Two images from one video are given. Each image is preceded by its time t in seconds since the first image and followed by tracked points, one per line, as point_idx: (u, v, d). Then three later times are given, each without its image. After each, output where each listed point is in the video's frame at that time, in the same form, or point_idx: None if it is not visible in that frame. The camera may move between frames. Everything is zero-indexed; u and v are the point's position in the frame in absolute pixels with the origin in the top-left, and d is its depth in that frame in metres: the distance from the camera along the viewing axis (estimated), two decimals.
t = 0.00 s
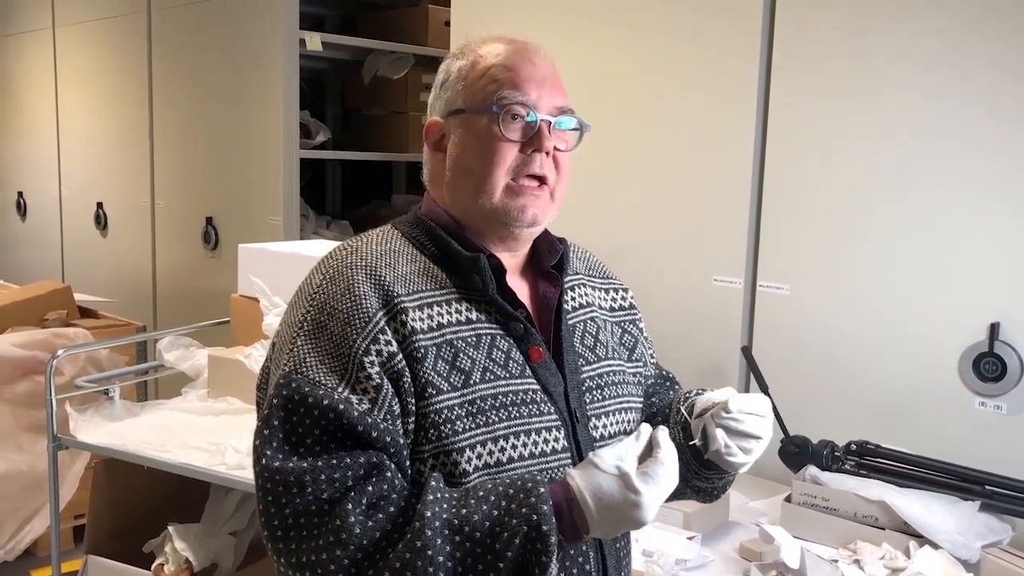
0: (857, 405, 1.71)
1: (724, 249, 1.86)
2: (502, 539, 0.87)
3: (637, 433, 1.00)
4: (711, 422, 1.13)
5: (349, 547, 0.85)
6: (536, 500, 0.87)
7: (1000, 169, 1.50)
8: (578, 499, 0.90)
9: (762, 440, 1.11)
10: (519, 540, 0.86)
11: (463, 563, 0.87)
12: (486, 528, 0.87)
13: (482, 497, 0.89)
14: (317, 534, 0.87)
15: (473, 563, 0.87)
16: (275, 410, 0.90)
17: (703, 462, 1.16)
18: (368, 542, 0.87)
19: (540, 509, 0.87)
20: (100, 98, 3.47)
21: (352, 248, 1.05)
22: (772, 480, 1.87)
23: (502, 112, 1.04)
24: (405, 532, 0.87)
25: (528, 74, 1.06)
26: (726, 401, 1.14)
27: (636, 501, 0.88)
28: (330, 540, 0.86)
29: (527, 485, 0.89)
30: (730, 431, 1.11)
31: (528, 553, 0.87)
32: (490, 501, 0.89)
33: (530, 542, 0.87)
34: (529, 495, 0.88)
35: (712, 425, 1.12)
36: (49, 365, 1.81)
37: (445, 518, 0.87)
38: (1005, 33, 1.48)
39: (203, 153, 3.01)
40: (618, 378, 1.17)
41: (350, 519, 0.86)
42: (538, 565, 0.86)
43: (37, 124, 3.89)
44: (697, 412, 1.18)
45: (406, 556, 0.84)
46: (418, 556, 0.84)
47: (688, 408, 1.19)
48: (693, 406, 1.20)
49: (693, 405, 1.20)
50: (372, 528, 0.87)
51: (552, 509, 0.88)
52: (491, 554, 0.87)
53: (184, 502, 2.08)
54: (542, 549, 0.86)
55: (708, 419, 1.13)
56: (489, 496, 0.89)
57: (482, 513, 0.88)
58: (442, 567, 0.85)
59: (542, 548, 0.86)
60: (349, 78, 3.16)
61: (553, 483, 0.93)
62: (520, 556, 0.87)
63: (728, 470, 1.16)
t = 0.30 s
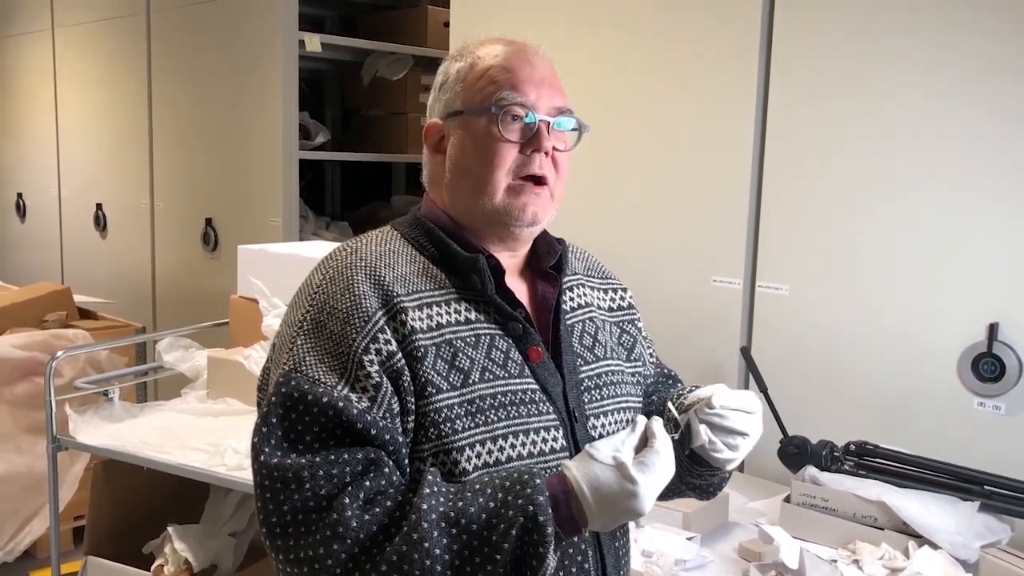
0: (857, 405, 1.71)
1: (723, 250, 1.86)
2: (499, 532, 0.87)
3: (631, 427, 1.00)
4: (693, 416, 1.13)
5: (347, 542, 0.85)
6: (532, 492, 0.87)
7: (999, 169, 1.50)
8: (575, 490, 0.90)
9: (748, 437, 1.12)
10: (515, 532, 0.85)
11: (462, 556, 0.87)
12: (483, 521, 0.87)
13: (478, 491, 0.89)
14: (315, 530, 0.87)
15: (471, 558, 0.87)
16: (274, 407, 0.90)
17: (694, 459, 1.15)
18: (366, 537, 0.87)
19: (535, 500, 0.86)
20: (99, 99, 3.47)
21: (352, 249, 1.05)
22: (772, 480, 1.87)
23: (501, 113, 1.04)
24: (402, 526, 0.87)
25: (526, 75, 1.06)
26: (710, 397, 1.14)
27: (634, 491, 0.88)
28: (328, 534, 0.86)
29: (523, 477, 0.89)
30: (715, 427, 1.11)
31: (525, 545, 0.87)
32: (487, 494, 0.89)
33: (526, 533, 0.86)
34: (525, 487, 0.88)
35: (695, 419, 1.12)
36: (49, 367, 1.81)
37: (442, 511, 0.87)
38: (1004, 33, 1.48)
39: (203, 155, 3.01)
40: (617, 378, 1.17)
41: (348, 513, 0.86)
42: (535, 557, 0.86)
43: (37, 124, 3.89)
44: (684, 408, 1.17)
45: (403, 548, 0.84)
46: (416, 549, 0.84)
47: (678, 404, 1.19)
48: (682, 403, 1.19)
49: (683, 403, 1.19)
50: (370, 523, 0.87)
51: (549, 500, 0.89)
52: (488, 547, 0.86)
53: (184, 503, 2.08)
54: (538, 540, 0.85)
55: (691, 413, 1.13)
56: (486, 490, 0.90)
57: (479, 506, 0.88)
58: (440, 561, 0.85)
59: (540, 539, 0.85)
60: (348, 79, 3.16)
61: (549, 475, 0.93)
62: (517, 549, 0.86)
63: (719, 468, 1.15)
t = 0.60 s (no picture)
0: (857, 405, 1.71)
1: (723, 250, 1.86)
2: (493, 533, 0.86)
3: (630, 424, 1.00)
4: (697, 415, 1.13)
5: (342, 541, 0.85)
6: (527, 493, 0.87)
7: (999, 169, 1.50)
8: (570, 491, 0.90)
9: (749, 436, 1.12)
10: (510, 533, 0.85)
11: (456, 558, 0.87)
12: (478, 522, 0.87)
13: (474, 492, 0.89)
14: (310, 530, 0.88)
15: (465, 559, 0.86)
16: (272, 408, 0.91)
17: (694, 457, 1.15)
18: (361, 536, 0.87)
19: (530, 502, 0.86)
20: (99, 99, 3.47)
21: (351, 251, 1.05)
22: (772, 480, 1.87)
23: (500, 120, 1.04)
24: (397, 526, 0.87)
25: (527, 81, 1.06)
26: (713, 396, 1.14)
27: (628, 491, 0.88)
28: (323, 534, 0.86)
29: (518, 477, 0.90)
30: (717, 426, 1.12)
31: (520, 546, 0.86)
32: (481, 495, 0.89)
33: (521, 535, 0.86)
34: (521, 488, 0.88)
35: (699, 418, 1.12)
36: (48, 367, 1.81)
37: (436, 512, 0.87)
38: (1003, 33, 1.48)
39: (202, 155, 3.01)
40: (616, 379, 1.17)
41: (343, 513, 0.86)
42: (530, 558, 0.85)
43: (37, 124, 3.88)
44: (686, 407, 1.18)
45: (397, 549, 0.85)
46: (410, 550, 0.84)
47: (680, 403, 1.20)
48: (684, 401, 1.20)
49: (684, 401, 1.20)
50: (365, 523, 0.87)
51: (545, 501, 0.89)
52: (483, 548, 0.86)
53: (184, 504, 2.08)
54: (533, 542, 0.85)
55: (695, 412, 1.13)
56: (482, 490, 0.89)
57: (474, 507, 0.88)
58: (434, 561, 0.85)
59: (535, 540, 0.85)
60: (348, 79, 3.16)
61: (546, 476, 0.93)
62: (511, 550, 0.86)
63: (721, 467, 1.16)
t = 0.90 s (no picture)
0: (858, 404, 1.71)
1: (723, 249, 1.86)
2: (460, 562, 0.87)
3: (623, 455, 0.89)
4: (724, 439, 1.10)
5: (314, 553, 0.87)
6: (501, 531, 0.86)
7: (1000, 168, 1.50)
8: (545, 533, 0.86)
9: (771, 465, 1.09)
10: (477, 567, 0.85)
11: None
12: (449, 549, 0.87)
13: (450, 518, 0.89)
14: (286, 536, 0.89)
15: None
16: (256, 410, 0.92)
17: (707, 475, 1.14)
18: (334, 549, 0.88)
19: (503, 542, 0.86)
20: (99, 99, 3.46)
21: (350, 251, 1.04)
22: (772, 479, 1.87)
23: (482, 121, 1.04)
24: (371, 544, 0.88)
25: (511, 79, 1.05)
26: (743, 420, 1.10)
27: (598, 546, 0.82)
28: (297, 544, 0.88)
29: (496, 510, 0.88)
30: (741, 448, 1.09)
31: None
32: (456, 523, 0.88)
33: (489, 569, 0.86)
34: (495, 524, 0.87)
35: (726, 442, 1.09)
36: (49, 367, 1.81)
37: (410, 536, 0.88)
38: (1004, 31, 1.48)
39: (202, 155, 3.01)
40: (618, 382, 1.16)
41: (318, 526, 0.87)
42: None
43: (37, 124, 3.88)
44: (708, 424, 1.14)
45: (368, 570, 0.86)
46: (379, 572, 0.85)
47: (700, 420, 1.17)
48: (703, 418, 1.17)
49: (703, 416, 1.18)
50: (339, 537, 0.88)
51: (518, 541, 0.87)
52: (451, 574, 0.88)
53: (185, 503, 2.08)
54: None
55: (722, 434, 1.10)
56: (457, 517, 0.89)
57: (446, 536, 0.88)
58: None
59: None
60: (348, 78, 3.16)
61: (525, 512, 0.88)
62: None
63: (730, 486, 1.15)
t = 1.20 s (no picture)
0: (858, 402, 1.71)
1: (723, 247, 1.86)
2: (452, 567, 0.87)
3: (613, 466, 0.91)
4: (717, 444, 1.11)
5: (307, 557, 0.88)
6: (492, 540, 0.86)
7: (1000, 165, 1.49)
8: (535, 542, 0.87)
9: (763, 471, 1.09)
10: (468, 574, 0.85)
11: None
12: (442, 556, 0.87)
13: (442, 524, 0.89)
14: (279, 538, 0.90)
15: None
16: (248, 410, 0.92)
17: (699, 480, 1.16)
18: (327, 553, 0.88)
19: (495, 550, 0.86)
20: (99, 97, 3.46)
21: (345, 249, 1.04)
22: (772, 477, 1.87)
23: (472, 118, 1.04)
24: (363, 548, 0.88)
25: (501, 75, 1.04)
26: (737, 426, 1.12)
27: (589, 557, 0.84)
28: (290, 547, 0.88)
29: (487, 518, 0.89)
30: (733, 456, 1.10)
31: None
32: (448, 530, 0.88)
33: None
34: (487, 532, 0.87)
35: (718, 447, 1.11)
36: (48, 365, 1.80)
37: (402, 541, 0.88)
38: (1005, 27, 1.47)
39: (202, 152, 3.01)
40: (616, 381, 1.16)
41: (310, 530, 0.88)
42: None
43: (36, 122, 3.88)
44: (703, 430, 1.16)
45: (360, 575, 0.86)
46: None
47: (696, 425, 1.18)
48: (699, 423, 1.19)
49: (699, 422, 1.19)
50: (331, 541, 0.89)
51: (509, 547, 0.87)
52: None
53: (184, 502, 2.08)
54: None
55: (715, 439, 1.12)
56: (449, 524, 0.89)
57: (439, 543, 0.88)
58: None
59: None
60: (348, 76, 3.16)
61: (515, 519, 0.90)
62: None
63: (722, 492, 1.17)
